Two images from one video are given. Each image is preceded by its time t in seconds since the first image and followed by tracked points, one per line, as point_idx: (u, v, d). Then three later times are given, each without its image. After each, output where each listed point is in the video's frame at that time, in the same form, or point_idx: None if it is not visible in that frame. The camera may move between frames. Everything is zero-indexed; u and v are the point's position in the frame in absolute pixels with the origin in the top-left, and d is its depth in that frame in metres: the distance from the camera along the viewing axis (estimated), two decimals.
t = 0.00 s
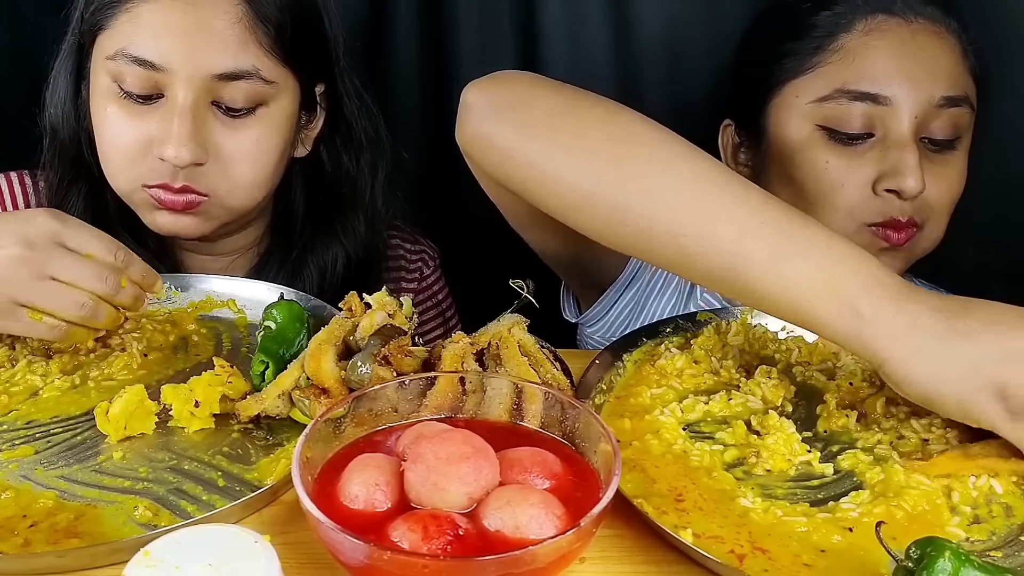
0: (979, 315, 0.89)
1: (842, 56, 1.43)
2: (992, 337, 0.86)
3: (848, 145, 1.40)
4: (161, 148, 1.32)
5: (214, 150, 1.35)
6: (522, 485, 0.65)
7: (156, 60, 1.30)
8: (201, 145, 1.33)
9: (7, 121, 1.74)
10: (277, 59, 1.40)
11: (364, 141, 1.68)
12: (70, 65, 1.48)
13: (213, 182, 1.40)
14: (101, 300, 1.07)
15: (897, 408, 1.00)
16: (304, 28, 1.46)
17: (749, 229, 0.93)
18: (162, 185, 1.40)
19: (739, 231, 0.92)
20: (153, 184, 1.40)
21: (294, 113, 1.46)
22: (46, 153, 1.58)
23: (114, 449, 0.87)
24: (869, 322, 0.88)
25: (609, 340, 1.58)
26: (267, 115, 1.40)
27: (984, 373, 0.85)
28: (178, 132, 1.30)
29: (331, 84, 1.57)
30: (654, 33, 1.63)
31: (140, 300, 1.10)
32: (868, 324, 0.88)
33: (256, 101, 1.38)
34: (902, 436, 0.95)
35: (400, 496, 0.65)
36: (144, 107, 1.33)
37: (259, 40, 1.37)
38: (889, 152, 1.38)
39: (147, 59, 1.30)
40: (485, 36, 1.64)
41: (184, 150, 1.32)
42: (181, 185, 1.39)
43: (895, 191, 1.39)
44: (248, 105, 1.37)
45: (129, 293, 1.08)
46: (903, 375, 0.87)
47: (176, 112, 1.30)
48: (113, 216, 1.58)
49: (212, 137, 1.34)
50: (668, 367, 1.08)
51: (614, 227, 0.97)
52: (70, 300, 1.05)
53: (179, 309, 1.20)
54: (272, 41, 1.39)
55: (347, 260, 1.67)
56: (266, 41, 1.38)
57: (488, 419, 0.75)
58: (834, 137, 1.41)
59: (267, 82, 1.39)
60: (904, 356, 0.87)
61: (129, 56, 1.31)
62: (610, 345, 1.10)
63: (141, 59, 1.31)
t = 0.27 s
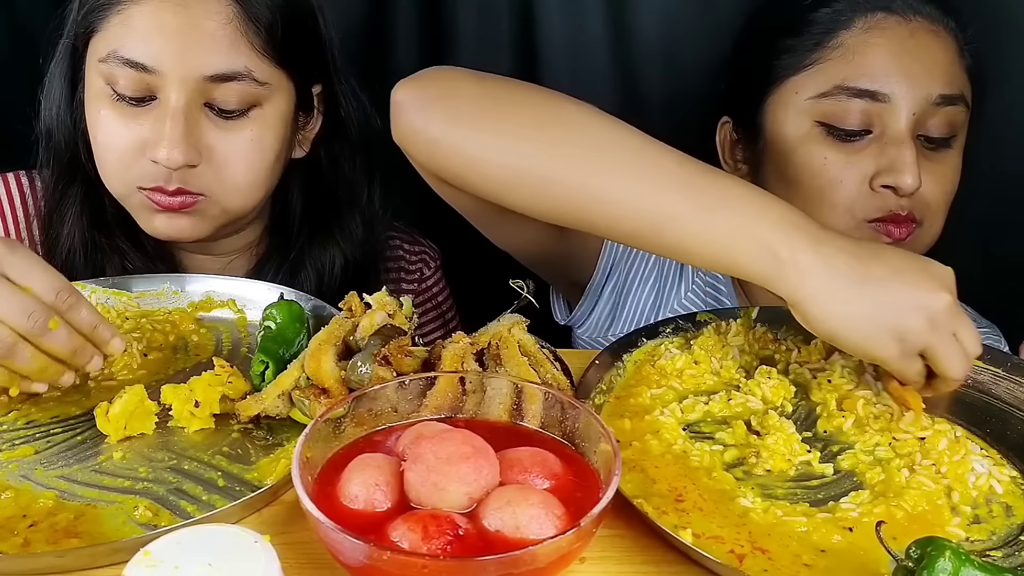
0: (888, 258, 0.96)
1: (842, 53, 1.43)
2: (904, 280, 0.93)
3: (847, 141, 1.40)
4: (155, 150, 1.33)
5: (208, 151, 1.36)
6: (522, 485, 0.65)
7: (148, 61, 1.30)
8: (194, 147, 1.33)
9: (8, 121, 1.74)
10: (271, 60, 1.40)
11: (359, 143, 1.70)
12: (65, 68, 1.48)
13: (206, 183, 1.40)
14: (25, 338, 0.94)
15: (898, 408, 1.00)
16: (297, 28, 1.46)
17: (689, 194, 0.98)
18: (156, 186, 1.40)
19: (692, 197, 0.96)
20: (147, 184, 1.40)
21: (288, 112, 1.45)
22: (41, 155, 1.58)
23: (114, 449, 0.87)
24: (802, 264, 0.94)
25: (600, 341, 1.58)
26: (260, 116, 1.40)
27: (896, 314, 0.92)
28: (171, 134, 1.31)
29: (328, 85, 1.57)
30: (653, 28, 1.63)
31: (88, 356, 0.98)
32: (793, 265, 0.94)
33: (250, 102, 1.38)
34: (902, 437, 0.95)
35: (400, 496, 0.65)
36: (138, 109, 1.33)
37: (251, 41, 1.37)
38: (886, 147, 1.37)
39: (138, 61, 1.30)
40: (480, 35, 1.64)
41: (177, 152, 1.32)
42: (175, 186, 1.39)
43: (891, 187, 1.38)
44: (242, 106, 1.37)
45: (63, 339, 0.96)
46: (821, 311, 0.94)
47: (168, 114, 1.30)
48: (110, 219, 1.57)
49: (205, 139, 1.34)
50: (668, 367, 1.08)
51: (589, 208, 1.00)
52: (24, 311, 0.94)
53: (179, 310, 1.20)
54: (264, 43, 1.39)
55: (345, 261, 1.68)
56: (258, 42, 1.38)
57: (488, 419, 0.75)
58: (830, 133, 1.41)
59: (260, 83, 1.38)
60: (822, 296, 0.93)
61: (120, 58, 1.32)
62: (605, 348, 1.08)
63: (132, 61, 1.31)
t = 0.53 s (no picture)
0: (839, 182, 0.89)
1: (839, 47, 1.43)
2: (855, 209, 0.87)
3: (839, 134, 1.39)
4: (146, 149, 1.35)
5: (196, 151, 1.37)
6: (522, 485, 0.65)
7: (139, 60, 1.31)
8: (183, 146, 1.34)
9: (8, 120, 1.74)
10: (259, 59, 1.38)
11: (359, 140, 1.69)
12: (69, 62, 1.49)
13: (196, 183, 1.41)
14: (61, 391, 0.85)
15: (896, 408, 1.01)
16: (286, 25, 1.43)
17: (620, 142, 0.95)
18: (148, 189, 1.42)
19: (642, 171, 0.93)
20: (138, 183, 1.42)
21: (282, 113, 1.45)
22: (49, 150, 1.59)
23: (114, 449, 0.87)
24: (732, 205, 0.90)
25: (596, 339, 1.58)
26: (252, 116, 1.40)
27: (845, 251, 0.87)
28: (161, 134, 1.32)
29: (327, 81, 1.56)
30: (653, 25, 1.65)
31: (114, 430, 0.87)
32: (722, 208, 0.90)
33: (241, 101, 1.38)
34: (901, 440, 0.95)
35: (400, 496, 0.65)
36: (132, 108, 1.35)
37: (239, 41, 1.35)
38: (881, 140, 1.35)
39: (130, 61, 1.31)
40: (484, 30, 1.65)
41: (165, 153, 1.34)
42: (165, 191, 1.42)
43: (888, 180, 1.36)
44: (232, 105, 1.37)
45: (100, 403, 0.85)
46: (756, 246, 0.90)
47: (158, 114, 1.32)
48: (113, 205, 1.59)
49: (195, 138, 1.35)
50: (666, 369, 1.08)
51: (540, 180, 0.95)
52: (36, 377, 0.84)
53: (179, 309, 1.20)
54: (252, 42, 1.37)
55: (346, 257, 1.67)
56: (247, 42, 1.36)
57: (488, 419, 0.75)
58: (823, 126, 1.40)
59: (250, 83, 1.38)
60: (770, 235, 0.89)
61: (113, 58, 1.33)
62: (605, 350, 1.08)
63: (124, 60, 1.31)
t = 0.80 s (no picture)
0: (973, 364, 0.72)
1: (814, 42, 1.47)
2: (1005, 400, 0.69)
3: (823, 130, 1.46)
4: (137, 148, 1.37)
5: (186, 154, 1.37)
6: (522, 485, 0.65)
7: (137, 63, 1.32)
8: (173, 148, 1.35)
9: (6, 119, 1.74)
10: (257, 71, 1.38)
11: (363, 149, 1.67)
12: (82, 52, 1.47)
13: (186, 182, 1.42)
14: None
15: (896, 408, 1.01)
16: (288, 38, 1.42)
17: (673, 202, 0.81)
18: (139, 181, 1.44)
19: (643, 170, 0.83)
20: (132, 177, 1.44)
21: (277, 121, 1.44)
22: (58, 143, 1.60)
23: (113, 449, 0.87)
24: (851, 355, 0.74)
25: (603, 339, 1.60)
26: (246, 122, 1.40)
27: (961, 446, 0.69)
28: (154, 136, 1.34)
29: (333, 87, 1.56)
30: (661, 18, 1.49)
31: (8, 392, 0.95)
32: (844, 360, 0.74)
33: (234, 108, 1.38)
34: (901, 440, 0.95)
35: (399, 496, 0.65)
36: (129, 107, 1.36)
37: (230, 50, 1.35)
38: (862, 133, 1.44)
39: (129, 63, 1.33)
40: (484, 31, 1.52)
41: (153, 154, 1.35)
42: (155, 183, 1.43)
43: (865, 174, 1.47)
44: (226, 112, 1.37)
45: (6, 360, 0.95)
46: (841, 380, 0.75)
47: (152, 118, 1.33)
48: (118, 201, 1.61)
49: (184, 141, 1.35)
50: (666, 369, 1.08)
51: (561, 210, 0.85)
52: None
53: (179, 309, 1.20)
54: (245, 51, 1.36)
55: (347, 259, 1.68)
56: (239, 51, 1.36)
57: (488, 419, 0.75)
58: (807, 121, 1.47)
59: (242, 92, 1.37)
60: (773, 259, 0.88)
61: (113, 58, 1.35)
62: (606, 349, 1.09)
63: (124, 62, 1.33)
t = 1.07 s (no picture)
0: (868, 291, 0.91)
1: (825, 49, 1.43)
2: (886, 327, 0.90)
3: (830, 137, 1.39)
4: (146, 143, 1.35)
5: (196, 147, 1.36)
6: (522, 485, 0.65)
7: (144, 58, 1.31)
8: (183, 141, 1.34)
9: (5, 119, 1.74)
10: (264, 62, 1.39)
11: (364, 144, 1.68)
12: (82, 53, 1.48)
13: (196, 177, 1.41)
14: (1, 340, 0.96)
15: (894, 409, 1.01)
16: (291, 30, 1.43)
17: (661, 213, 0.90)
18: (148, 176, 1.43)
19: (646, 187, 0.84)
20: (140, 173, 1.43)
21: (283, 112, 1.45)
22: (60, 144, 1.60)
23: (113, 449, 0.87)
24: (771, 290, 0.92)
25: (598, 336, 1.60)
26: (254, 115, 1.40)
27: (856, 356, 0.90)
28: (164, 129, 1.33)
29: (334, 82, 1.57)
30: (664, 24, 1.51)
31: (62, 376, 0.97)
32: (760, 291, 0.92)
33: (242, 100, 1.38)
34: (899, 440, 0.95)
35: (399, 496, 0.65)
36: (136, 103, 1.35)
37: (238, 42, 1.35)
38: (871, 141, 1.37)
39: (136, 58, 1.32)
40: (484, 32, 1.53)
41: (165, 147, 1.34)
42: (164, 177, 1.41)
43: (871, 184, 1.38)
44: (233, 104, 1.37)
45: (48, 352, 0.96)
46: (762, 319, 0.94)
47: (162, 111, 1.32)
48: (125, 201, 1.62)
49: (194, 135, 1.35)
50: (667, 368, 1.08)
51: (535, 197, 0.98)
52: None
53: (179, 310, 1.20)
54: (252, 43, 1.37)
55: (348, 254, 1.68)
56: (247, 44, 1.36)
57: (488, 419, 0.75)
58: (815, 129, 1.40)
59: (250, 84, 1.38)
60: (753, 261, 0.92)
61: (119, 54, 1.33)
62: (606, 348, 1.09)
63: (131, 57, 1.32)
